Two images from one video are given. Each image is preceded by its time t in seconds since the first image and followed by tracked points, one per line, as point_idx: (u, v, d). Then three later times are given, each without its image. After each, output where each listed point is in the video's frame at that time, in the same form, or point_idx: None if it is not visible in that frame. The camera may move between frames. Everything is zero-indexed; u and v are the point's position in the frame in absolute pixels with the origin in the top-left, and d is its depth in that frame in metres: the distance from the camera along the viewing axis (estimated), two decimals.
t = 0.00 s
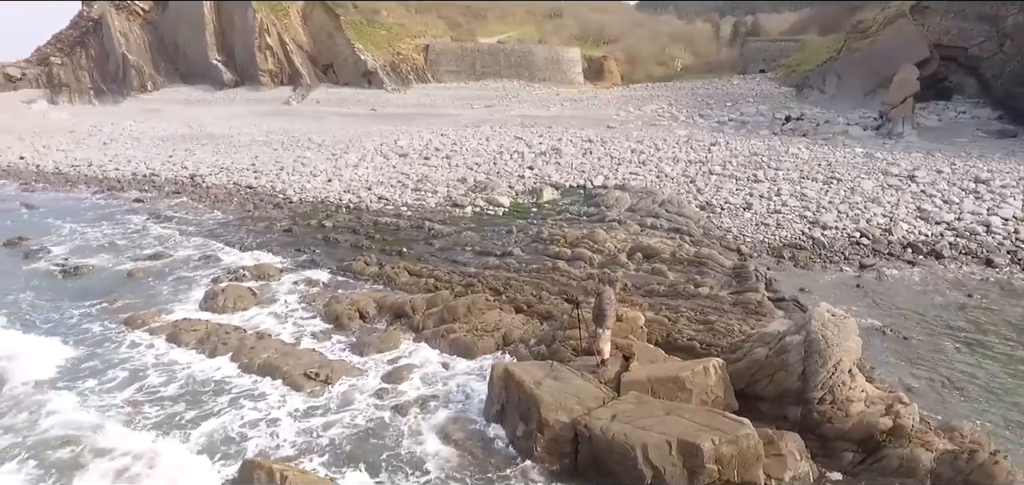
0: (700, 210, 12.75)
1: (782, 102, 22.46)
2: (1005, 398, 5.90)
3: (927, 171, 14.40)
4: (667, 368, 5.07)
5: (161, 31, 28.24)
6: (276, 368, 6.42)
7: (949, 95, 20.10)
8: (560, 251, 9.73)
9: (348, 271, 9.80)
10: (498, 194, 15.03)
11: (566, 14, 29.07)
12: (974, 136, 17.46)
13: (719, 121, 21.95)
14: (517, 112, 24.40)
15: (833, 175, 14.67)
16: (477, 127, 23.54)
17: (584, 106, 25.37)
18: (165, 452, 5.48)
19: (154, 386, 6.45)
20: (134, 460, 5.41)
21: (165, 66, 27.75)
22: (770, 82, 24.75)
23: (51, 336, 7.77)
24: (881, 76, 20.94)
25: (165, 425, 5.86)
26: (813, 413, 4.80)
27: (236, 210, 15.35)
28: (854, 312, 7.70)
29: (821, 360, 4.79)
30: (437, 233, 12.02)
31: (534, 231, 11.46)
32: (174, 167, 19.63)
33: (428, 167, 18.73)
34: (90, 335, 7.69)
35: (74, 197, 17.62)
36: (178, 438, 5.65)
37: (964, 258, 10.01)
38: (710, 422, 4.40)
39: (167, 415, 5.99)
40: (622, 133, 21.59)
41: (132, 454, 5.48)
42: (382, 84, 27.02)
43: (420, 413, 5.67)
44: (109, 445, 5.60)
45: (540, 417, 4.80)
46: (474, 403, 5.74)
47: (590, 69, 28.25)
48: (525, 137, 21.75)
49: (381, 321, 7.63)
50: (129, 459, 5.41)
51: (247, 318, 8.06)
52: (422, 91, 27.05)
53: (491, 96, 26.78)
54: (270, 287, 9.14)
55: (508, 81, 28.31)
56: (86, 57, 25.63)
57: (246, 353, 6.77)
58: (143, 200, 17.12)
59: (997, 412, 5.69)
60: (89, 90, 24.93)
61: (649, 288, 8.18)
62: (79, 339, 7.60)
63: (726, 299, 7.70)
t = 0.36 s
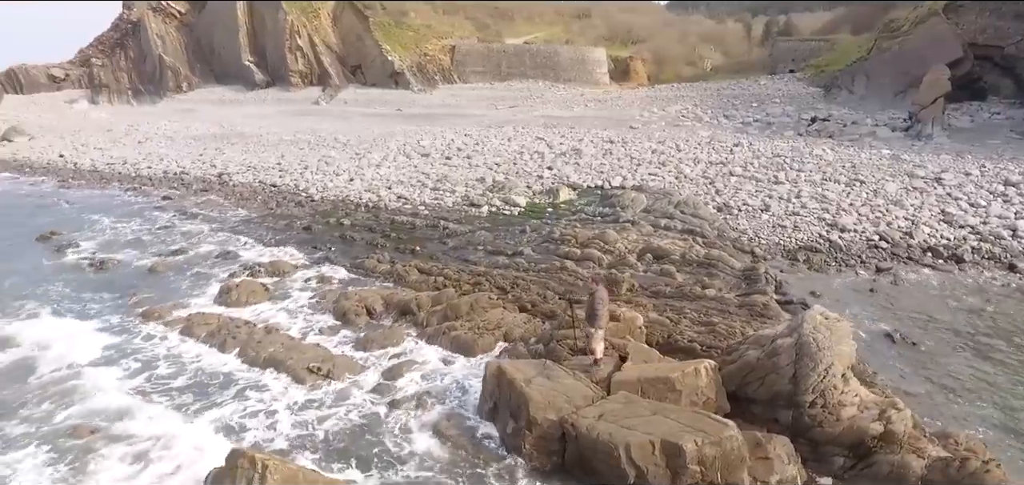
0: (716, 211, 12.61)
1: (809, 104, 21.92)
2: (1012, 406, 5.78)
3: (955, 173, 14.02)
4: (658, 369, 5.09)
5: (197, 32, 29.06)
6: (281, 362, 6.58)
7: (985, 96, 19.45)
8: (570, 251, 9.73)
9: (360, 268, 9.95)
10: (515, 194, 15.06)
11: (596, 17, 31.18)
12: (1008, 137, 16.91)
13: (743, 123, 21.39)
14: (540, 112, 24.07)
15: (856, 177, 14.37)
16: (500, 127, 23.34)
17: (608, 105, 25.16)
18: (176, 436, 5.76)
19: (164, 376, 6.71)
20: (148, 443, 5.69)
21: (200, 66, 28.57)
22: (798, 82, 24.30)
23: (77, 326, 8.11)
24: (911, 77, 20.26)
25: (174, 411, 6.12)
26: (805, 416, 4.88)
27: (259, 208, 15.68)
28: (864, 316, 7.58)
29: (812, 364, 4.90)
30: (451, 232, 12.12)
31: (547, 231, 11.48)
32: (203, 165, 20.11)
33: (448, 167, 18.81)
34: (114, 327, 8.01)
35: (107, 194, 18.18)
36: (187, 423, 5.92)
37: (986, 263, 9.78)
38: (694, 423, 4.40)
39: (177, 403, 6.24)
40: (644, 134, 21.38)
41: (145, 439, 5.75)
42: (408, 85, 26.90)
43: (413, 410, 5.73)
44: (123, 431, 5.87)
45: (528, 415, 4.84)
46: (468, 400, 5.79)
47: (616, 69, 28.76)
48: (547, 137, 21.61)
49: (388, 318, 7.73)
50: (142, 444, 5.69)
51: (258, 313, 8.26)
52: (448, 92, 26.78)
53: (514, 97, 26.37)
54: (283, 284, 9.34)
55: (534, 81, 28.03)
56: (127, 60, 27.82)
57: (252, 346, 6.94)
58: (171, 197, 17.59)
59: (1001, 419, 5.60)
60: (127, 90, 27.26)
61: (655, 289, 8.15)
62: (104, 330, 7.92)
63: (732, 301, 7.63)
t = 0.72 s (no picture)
0: (732, 212, 12.47)
1: (837, 105, 21.52)
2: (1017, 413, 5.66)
3: (984, 176, 13.63)
4: (649, 369, 5.11)
5: (230, 33, 29.74)
6: (287, 357, 6.75)
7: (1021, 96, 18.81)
8: (579, 251, 9.73)
9: (372, 266, 10.10)
10: (532, 193, 15.09)
11: (624, 14, 31.02)
12: None
13: (768, 123, 21.08)
14: (564, 113, 24.05)
15: (880, 179, 14.06)
16: (523, 127, 23.40)
17: (631, 105, 24.97)
18: (187, 423, 5.99)
19: (175, 367, 6.95)
20: (163, 429, 5.92)
21: (233, 67, 29.14)
22: (826, 82, 23.84)
23: (98, 318, 8.38)
24: (942, 77, 19.66)
25: (185, 399, 6.34)
26: (794, 420, 4.89)
27: (281, 206, 15.98)
28: (874, 320, 7.46)
29: (801, 367, 4.91)
30: (465, 231, 12.21)
31: (559, 231, 11.49)
32: (231, 164, 20.56)
33: (468, 167, 18.91)
34: (133, 320, 8.25)
35: (138, 191, 18.72)
36: (199, 411, 6.14)
37: (1009, 268, 9.51)
38: (679, 424, 4.41)
39: (187, 392, 6.46)
40: (666, 134, 21.19)
41: (157, 426, 5.98)
42: (434, 85, 27.10)
43: (406, 407, 5.80)
44: (136, 418, 6.09)
45: (517, 413, 4.88)
46: (463, 397, 5.86)
47: (643, 70, 28.60)
48: (569, 137, 21.57)
49: (393, 315, 7.84)
50: (154, 430, 5.91)
51: (270, 308, 8.44)
52: (474, 92, 26.98)
53: (538, 97, 26.39)
54: (296, 281, 9.53)
55: (559, 81, 28.04)
56: (163, 61, 28.76)
57: (259, 340, 7.11)
58: (198, 195, 18.02)
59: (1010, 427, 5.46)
60: (164, 90, 28.19)
61: (661, 290, 8.13)
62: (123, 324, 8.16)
63: (737, 303, 7.58)
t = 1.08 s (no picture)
0: (749, 214, 12.31)
1: (866, 105, 21.06)
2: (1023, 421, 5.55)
3: (1014, 179, 13.22)
4: (639, 369, 5.12)
5: (263, 35, 30.37)
6: (290, 351, 6.90)
7: None
8: (588, 251, 9.72)
9: (384, 264, 10.24)
10: (548, 193, 15.11)
11: (652, 14, 30.90)
12: None
13: (794, 124, 20.72)
14: (586, 113, 23.96)
15: (904, 182, 13.74)
16: (545, 127, 23.38)
17: (655, 106, 24.76)
18: (197, 411, 6.18)
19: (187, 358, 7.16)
20: (176, 417, 6.13)
21: (264, 68, 29.77)
22: (856, 82, 23.35)
23: (119, 312, 8.65)
24: (976, 77, 19.08)
25: (198, 389, 6.54)
26: (783, 423, 4.91)
27: (303, 205, 16.27)
28: (883, 324, 7.33)
29: (791, 371, 4.93)
30: (479, 231, 12.28)
31: (571, 231, 11.50)
32: (258, 163, 20.98)
33: (488, 167, 18.99)
34: (150, 314, 8.48)
35: (168, 188, 19.23)
36: (210, 400, 6.33)
37: None
38: (663, 424, 4.42)
39: (198, 383, 6.66)
40: (689, 134, 20.98)
41: (169, 414, 6.18)
42: (460, 86, 27.22)
43: (399, 403, 5.88)
44: (149, 406, 6.30)
45: (506, 411, 4.93)
46: (457, 395, 5.93)
47: (669, 70, 28.33)
48: (590, 138, 21.49)
49: (399, 312, 7.95)
50: (165, 418, 6.10)
51: (281, 304, 8.62)
52: (498, 92, 27.04)
53: (562, 97, 26.32)
54: (309, 277, 9.72)
55: (584, 82, 27.94)
56: (199, 62, 29.59)
57: (265, 335, 7.28)
58: (224, 193, 18.43)
59: (1014, 435, 5.32)
60: (198, 91, 29.07)
61: (666, 291, 8.09)
62: (140, 317, 8.41)
63: (741, 306, 7.51)
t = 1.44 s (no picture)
0: (765, 216, 12.13)
1: (896, 106, 20.56)
2: None
3: None
4: (628, 369, 5.14)
5: (293, 36, 30.94)
6: (295, 346, 7.06)
7: None
8: (597, 251, 9.71)
9: (396, 262, 10.38)
10: (565, 194, 15.11)
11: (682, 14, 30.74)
12: None
13: (820, 124, 20.32)
14: (609, 114, 23.85)
15: (929, 184, 13.40)
16: (568, 127, 23.34)
17: (679, 106, 24.53)
18: (206, 401, 6.36)
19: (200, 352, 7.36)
20: (186, 406, 6.32)
21: (295, 69, 30.38)
22: (886, 83, 22.84)
23: (138, 306, 8.91)
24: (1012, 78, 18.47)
25: (210, 380, 6.74)
26: (770, 427, 4.93)
27: (324, 203, 16.54)
28: (891, 329, 7.21)
29: (778, 373, 4.95)
30: (492, 230, 12.34)
31: (583, 232, 11.49)
32: (284, 162, 21.38)
33: (508, 167, 19.04)
34: (171, 307, 8.76)
35: (196, 186, 19.73)
36: (220, 391, 6.52)
37: None
38: (646, 424, 4.44)
39: (209, 374, 6.85)
40: (712, 135, 20.74)
41: (180, 403, 6.38)
42: (485, 86, 27.33)
43: (392, 399, 5.98)
44: (162, 395, 6.53)
45: (495, 408, 4.98)
46: (453, 392, 6.00)
47: (696, 70, 28.02)
48: (612, 138, 21.39)
49: (404, 309, 8.05)
50: (176, 407, 6.31)
51: (292, 299, 8.80)
52: (523, 92, 27.08)
53: (585, 98, 26.23)
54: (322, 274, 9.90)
55: (609, 82, 27.83)
56: (232, 62, 30.31)
57: (273, 329, 7.46)
58: (249, 191, 18.83)
59: (1014, 444, 5.19)
60: (231, 91, 29.76)
61: (671, 292, 8.05)
62: (160, 310, 8.68)
63: (745, 308, 7.45)
